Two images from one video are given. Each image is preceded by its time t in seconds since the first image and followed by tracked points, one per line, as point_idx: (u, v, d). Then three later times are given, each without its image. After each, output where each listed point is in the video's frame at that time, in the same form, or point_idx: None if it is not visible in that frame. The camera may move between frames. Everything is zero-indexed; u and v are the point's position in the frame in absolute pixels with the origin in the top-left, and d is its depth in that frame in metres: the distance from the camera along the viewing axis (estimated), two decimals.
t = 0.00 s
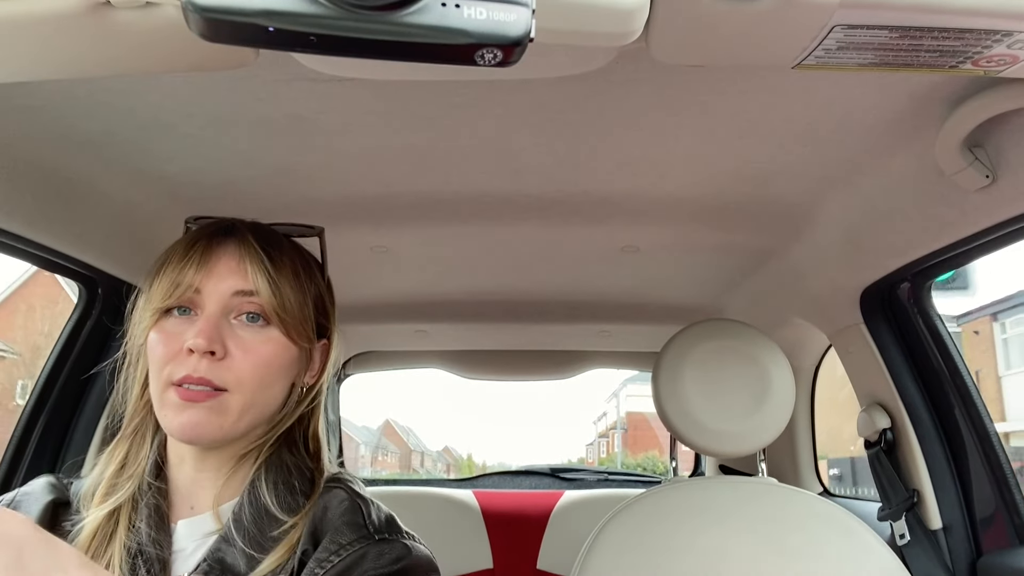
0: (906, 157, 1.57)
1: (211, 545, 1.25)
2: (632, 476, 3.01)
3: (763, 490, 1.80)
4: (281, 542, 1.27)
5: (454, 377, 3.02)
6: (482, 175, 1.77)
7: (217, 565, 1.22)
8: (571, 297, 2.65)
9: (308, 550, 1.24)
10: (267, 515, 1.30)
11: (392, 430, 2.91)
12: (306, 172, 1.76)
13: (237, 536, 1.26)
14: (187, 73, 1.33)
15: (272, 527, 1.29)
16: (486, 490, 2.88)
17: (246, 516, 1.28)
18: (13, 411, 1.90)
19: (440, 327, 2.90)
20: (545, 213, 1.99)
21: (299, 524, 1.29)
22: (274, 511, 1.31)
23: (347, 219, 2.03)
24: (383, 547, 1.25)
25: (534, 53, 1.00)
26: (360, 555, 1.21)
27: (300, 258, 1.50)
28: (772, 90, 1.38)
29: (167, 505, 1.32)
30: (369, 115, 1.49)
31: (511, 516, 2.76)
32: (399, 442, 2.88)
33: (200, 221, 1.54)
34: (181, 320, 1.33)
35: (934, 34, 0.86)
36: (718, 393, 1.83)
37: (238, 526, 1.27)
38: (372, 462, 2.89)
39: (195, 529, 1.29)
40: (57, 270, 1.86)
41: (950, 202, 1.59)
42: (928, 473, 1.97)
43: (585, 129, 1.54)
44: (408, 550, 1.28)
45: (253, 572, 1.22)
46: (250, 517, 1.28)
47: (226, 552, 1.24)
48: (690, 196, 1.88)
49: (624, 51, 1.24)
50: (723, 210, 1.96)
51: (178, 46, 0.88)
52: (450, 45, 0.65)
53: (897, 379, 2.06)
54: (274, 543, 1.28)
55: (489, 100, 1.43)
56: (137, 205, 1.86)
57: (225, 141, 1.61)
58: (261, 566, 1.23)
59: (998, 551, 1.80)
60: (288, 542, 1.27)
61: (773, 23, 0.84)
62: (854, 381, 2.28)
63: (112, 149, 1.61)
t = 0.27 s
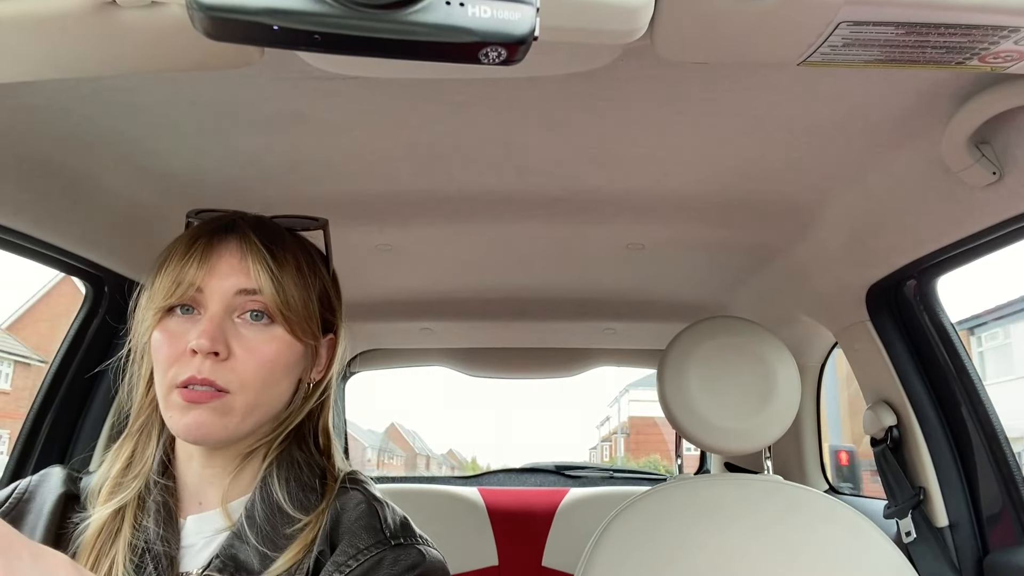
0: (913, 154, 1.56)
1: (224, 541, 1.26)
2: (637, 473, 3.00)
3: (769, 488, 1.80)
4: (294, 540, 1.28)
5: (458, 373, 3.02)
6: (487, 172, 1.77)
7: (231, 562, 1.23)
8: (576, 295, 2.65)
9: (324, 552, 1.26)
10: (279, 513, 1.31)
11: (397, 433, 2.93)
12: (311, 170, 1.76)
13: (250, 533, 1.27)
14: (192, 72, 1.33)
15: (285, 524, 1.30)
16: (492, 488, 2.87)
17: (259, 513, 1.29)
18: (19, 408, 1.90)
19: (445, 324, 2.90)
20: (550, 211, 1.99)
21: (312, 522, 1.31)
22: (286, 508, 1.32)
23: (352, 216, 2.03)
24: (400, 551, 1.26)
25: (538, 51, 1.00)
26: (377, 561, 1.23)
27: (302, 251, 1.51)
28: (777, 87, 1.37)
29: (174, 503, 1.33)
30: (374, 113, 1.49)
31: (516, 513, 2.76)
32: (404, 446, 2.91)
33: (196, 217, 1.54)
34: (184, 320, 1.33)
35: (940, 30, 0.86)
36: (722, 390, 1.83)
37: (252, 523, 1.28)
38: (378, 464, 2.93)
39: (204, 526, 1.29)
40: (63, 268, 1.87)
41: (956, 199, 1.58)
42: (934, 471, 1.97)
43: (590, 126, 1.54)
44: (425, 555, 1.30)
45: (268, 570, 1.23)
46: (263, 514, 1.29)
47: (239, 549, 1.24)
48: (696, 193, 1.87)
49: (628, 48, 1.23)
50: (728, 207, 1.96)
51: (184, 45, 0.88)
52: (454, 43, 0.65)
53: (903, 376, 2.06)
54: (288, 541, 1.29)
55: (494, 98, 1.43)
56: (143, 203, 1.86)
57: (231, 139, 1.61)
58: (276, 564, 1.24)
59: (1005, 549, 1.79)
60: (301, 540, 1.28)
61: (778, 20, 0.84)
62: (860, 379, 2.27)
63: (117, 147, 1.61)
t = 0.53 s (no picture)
0: (920, 157, 1.56)
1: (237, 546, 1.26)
2: (644, 477, 2.98)
3: (775, 491, 1.79)
4: (309, 548, 1.29)
5: (464, 377, 3.02)
6: (493, 177, 1.77)
7: (243, 567, 1.23)
8: (582, 298, 2.65)
9: (340, 562, 1.27)
10: (292, 519, 1.32)
11: (407, 434, 2.95)
12: (317, 174, 1.77)
13: (263, 539, 1.27)
14: (200, 78, 1.34)
15: (299, 532, 1.31)
16: (498, 492, 2.88)
17: (272, 519, 1.30)
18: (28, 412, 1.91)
19: (452, 328, 2.90)
20: (556, 215, 1.99)
21: (326, 531, 1.32)
22: (300, 515, 1.33)
23: (358, 221, 2.04)
24: (414, 568, 1.28)
25: (544, 56, 1.00)
26: None
27: (312, 254, 1.51)
28: (783, 91, 1.37)
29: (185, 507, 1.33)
30: (380, 118, 1.49)
31: (523, 517, 2.75)
32: (413, 446, 2.93)
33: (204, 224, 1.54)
34: (195, 327, 1.33)
35: (947, 33, 0.86)
36: (728, 393, 1.83)
37: (264, 529, 1.28)
38: (390, 466, 2.93)
39: (216, 532, 1.30)
40: (71, 273, 1.88)
41: (963, 202, 1.58)
42: (943, 475, 1.96)
43: (596, 130, 1.54)
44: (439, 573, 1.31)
45: None
46: (276, 521, 1.30)
47: (252, 555, 1.25)
48: (702, 197, 1.87)
49: (634, 52, 1.24)
50: (735, 211, 1.95)
51: (192, 51, 0.89)
52: (460, 47, 0.65)
53: (911, 379, 2.05)
54: (301, 548, 1.30)
55: (500, 102, 1.43)
56: (150, 208, 1.87)
57: (238, 144, 1.62)
58: (290, 570, 1.25)
59: (1015, 553, 1.77)
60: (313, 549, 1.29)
61: (784, 23, 0.84)
62: (868, 382, 2.27)
63: (126, 153, 1.62)
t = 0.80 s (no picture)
0: (928, 158, 1.55)
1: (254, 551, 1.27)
2: (651, 480, 2.98)
3: (784, 494, 1.78)
4: (326, 552, 1.30)
5: (470, 379, 3.03)
6: (498, 179, 1.77)
7: (261, 571, 1.24)
8: (587, 300, 2.64)
9: None
10: (309, 522, 1.33)
11: (424, 437, 2.95)
12: (324, 177, 1.77)
13: (281, 544, 1.28)
14: (207, 82, 1.35)
15: (317, 536, 1.32)
16: (503, 494, 2.88)
17: (289, 524, 1.31)
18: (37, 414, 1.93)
19: (458, 331, 2.90)
20: (562, 217, 1.99)
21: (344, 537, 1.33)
22: (316, 519, 1.34)
23: (364, 223, 2.04)
24: None
25: (549, 58, 1.00)
26: None
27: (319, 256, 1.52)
28: (789, 92, 1.37)
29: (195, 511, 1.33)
30: (387, 120, 1.50)
31: (530, 520, 2.75)
32: (429, 448, 2.93)
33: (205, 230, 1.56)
34: (211, 328, 1.33)
35: (954, 33, 0.85)
36: (734, 395, 1.82)
37: (282, 534, 1.30)
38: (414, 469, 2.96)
39: (229, 536, 1.31)
40: (79, 275, 1.89)
41: (971, 203, 1.57)
42: (952, 477, 1.95)
43: (601, 132, 1.54)
44: None
45: None
46: (293, 524, 1.31)
47: (270, 560, 1.26)
48: (708, 199, 1.87)
49: (640, 54, 1.24)
50: (741, 213, 1.95)
51: (200, 54, 0.89)
52: (466, 49, 0.65)
53: (919, 381, 2.04)
54: (318, 551, 1.30)
55: (506, 105, 1.43)
56: (158, 211, 1.88)
57: (245, 147, 1.63)
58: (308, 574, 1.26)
59: None
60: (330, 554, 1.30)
61: (790, 25, 0.84)
62: (875, 384, 2.26)
63: (133, 156, 1.63)
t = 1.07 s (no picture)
0: (935, 157, 1.55)
1: (259, 548, 1.27)
2: (655, 479, 2.98)
3: (790, 494, 1.78)
4: (333, 549, 1.31)
5: (475, 378, 3.03)
6: (504, 178, 1.77)
7: (268, 569, 1.24)
8: (593, 299, 2.64)
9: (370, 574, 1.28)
10: (313, 519, 1.34)
11: (447, 440, 2.96)
12: (329, 176, 1.77)
13: (287, 542, 1.28)
14: (213, 81, 1.35)
15: (322, 533, 1.33)
16: (509, 493, 2.89)
17: (295, 522, 1.32)
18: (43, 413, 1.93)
19: (463, 330, 2.90)
20: (567, 216, 1.99)
21: (350, 532, 1.34)
22: (320, 515, 1.35)
23: (370, 222, 2.04)
24: None
25: (554, 57, 1.00)
26: None
27: (323, 255, 1.53)
28: (796, 91, 1.36)
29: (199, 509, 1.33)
30: (392, 119, 1.50)
31: (535, 519, 2.75)
32: (453, 451, 2.95)
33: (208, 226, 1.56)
34: (213, 326, 1.33)
35: (962, 31, 0.85)
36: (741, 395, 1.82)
37: (288, 532, 1.30)
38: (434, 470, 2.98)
39: (234, 535, 1.31)
40: (85, 274, 1.89)
41: (979, 202, 1.56)
42: (959, 477, 1.94)
43: (607, 131, 1.54)
44: None
45: None
46: (298, 522, 1.32)
47: (277, 558, 1.26)
48: (714, 198, 1.87)
49: (646, 52, 1.23)
50: (747, 212, 1.95)
51: (206, 54, 0.89)
52: (472, 49, 0.65)
53: (926, 381, 2.04)
54: (325, 548, 1.31)
55: (512, 104, 1.43)
56: (165, 210, 1.89)
57: (251, 147, 1.63)
58: (314, 572, 1.27)
59: None
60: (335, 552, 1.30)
61: (796, 23, 0.84)
62: (882, 384, 2.25)
63: (140, 156, 1.64)
